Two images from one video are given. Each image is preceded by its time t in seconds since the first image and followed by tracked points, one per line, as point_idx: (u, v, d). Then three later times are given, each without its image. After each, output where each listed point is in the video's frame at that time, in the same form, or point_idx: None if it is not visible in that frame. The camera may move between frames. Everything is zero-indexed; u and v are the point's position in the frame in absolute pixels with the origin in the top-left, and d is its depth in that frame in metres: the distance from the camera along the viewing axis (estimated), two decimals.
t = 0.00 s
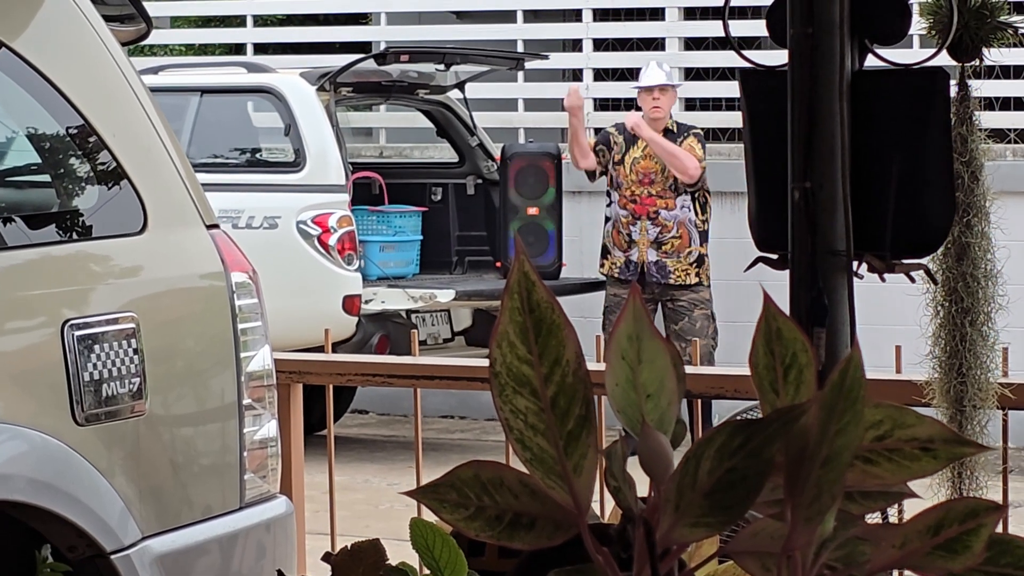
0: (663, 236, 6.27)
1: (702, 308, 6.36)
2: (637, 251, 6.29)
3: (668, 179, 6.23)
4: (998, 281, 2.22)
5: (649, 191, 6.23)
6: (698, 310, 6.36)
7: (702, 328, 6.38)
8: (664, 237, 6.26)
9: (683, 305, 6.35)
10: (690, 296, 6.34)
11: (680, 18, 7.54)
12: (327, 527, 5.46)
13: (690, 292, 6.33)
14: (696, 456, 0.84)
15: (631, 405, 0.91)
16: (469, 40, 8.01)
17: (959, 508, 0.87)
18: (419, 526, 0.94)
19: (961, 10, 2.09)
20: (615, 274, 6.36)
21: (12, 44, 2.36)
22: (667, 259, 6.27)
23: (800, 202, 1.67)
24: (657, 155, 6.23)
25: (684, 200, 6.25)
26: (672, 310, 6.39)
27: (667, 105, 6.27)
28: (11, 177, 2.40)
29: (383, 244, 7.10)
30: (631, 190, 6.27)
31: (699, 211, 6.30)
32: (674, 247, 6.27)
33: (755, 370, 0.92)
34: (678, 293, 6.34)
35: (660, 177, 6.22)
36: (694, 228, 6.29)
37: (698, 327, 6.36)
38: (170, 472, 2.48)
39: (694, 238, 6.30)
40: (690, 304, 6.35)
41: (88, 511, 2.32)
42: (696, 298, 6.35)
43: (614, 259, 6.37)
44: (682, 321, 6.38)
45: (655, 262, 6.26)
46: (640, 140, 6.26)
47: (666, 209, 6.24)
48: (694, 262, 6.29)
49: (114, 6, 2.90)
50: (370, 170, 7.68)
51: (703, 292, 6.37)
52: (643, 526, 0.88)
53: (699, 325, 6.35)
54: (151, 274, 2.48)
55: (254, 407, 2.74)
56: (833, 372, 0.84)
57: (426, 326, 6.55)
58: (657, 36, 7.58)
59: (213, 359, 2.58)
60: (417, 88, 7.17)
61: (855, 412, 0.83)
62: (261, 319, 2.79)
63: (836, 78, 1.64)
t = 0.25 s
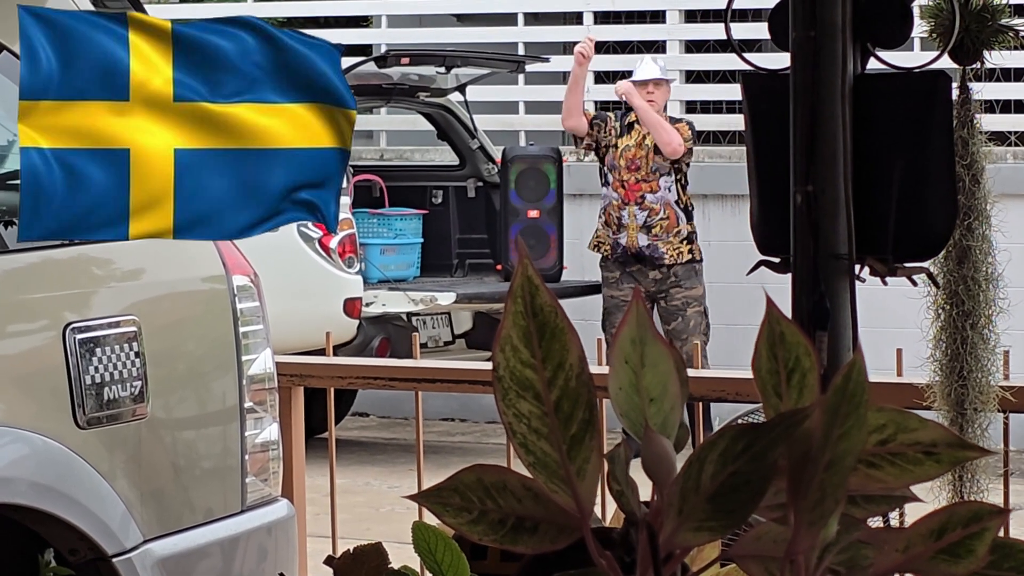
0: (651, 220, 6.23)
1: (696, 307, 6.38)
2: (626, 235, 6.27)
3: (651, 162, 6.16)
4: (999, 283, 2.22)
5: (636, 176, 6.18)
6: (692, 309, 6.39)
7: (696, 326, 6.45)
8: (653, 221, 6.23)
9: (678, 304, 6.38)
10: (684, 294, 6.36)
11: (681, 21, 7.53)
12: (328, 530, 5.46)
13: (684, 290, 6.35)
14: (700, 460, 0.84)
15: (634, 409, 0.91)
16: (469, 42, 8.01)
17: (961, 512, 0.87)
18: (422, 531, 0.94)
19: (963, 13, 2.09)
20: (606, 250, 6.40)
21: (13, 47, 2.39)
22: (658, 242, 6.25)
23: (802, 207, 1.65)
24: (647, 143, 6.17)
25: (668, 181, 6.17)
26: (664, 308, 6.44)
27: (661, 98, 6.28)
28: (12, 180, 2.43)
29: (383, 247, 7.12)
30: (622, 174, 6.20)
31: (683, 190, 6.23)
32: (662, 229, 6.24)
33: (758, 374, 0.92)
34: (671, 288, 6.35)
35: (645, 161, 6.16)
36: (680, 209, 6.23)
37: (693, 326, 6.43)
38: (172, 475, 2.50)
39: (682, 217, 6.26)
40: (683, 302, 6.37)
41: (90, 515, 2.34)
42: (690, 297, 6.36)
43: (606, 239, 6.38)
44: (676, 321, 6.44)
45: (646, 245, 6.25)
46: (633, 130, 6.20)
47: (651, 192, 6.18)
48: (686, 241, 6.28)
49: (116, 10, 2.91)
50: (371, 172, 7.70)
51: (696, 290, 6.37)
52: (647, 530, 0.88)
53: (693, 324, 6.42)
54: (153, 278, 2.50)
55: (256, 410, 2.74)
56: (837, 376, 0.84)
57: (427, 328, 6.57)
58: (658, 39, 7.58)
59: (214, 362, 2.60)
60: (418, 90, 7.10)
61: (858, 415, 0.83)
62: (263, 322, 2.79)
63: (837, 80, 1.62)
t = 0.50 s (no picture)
0: (639, 231, 6.26)
1: (684, 304, 6.34)
2: (615, 246, 6.28)
3: (641, 172, 6.21)
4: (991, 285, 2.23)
5: (624, 188, 6.23)
6: (680, 308, 6.33)
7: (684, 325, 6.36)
8: (641, 232, 6.25)
9: (666, 302, 6.32)
10: (672, 291, 6.31)
11: (674, 24, 7.57)
12: (322, 533, 5.45)
13: (672, 287, 6.30)
14: (689, 463, 0.83)
15: (624, 413, 0.91)
16: (463, 45, 8.01)
17: (950, 515, 0.87)
18: (412, 533, 0.94)
19: (955, 17, 2.10)
20: (593, 267, 6.37)
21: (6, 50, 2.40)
22: (646, 253, 6.25)
23: (793, 209, 1.65)
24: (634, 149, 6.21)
25: (657, 191, 6.21)
26: (653, 308, 6.37)
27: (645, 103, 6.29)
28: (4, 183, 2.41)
29: (377, 250, 7.13)
30: (608, 186, 6.25)
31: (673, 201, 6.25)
32: (651, 240, 6.25)
33: (748, 377, 0.92)
34: (661, 288, 6.30)
35: (634, 172, 6.21)
36: (669, 218, 6.23)
37: (680, 325, 6.35)
38: (164, 478, 2.50)
39: (670, 228, 6.26)
40: (672, 300, 6.32)
41: (83, 518, 2.34)
42: (678, 295, 6.31)
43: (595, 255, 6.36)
44: (664, 319, 6.38)
45: (635, 257, 6.25)
46: (618, 138, 6.25)
47: (640, 202, 6.22)
48: (674, 252, 6.26)
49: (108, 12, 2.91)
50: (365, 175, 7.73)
51: (685, 288, 6.32)
52: (637, 534, 0.88)
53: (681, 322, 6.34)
54: (145, 281, 2.50)
55: (248, 413, 2.74)
56: (826, 380, 0.84)
57: (420, 331, 6.57)
58: (651, 41, 7.59)
59: (206, 365, 2.60)
60: (411, 93, 7.05)
61: (847, 419, 0.83)
62: (255, 325, 2.78)
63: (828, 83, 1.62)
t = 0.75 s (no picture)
0: (632, 235, 6.24)
1: (671, 314, 6.36)
2: (609, 250, 6.28)
3: (633, 176, 6.18)
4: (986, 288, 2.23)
5: (617, 191, 6.20)
6: (668, 317, 6.36)
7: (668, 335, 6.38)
8: (633, 236, 6.23)
9: (655, 309, 6.35)
10: (662, 299, 6.34)
11: (671, 26, 7.55)
12: (317, 535, 5.45)
13: (661, 296, 6.33)
14: (683, 465, 0.84)
15: (618, 415, 0.91)
16: (460, 47, 8.00)
17: (945, 518, 0.87)
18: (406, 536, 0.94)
19: (951, 18, 2.10)
20: (586, 268, 6.41)
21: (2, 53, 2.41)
22: (639, 257, 6.25)
23: (788, 213, 1.65)
24: (627, 154, 6.18)
25: (650, 195, 6.19)
26: (642, 314, 6.39)
27: (639, 108, 6.19)
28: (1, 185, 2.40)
29: (373, 252, 7.13)
30: (602, 189, 6.24)
31: (666, 203, 6.25)
32: (644, 244, 6.25)
33: (742, 379, 0.92)
34: (652, 294, 6.32)
35: (627, 175, 6.18)
36: (661, 222, 6.24)
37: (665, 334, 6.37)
38: (159, 480, 2.50)
39: (662, 231, 6.27)
40: (661, 308, 6.34)
41: (78, 520, 2.34)
42: (668, 304, 6.35)
43: (589, 256, 6.38)
44: (650, 327, 6.36)
45: (627, 260, 6.23)
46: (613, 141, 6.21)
47: (633, 207, 6.20)
48: (666, 256, 6.28)
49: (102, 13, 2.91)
50: (361, 177, 7.71)
51: (674, 298, 6.36)
52: (631, 536, 0.88)
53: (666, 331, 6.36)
54: (141, 283, 2.50)
55: (244, 415, 2.73)
56: (821, 382, 0.84)
57: (416, 333, 6.57)
58: (648, 44, 7.58)
59: (202, 367, 2.59)
60: (407, 95, 7.04)
61: (842, 422, 0.83)
62: (251, 327, 2.78)
63: (823, 87, 1.62)
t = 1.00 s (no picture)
0: (630, 244, 6.26)
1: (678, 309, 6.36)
2: (606, 260, 6.29)
3: (634, 185, 6.21)
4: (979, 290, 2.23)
5: (616, 199, 6.23)
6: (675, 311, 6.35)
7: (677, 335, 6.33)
8: (632, 244, 6.25)
9: (661, 305, 6.34)
10: (668, 296, 6.32)
11: (665, 28, 7.55)
12: (311, 537, 5.45)
13: (667, 293, 6.32)
14: (678, 467, 0.84)
15: (612, 416, 0.91)
16: (454, 49, 8.00)
17: (938, 519, 0.87)
18: (402, 537, 0.94)
19: (945, 20, 2.10)
20: (582, 281, 6.37)
21: None
22: (637, 266, 6.26)
23: (782, 214, 1.65)
24: (625, 163, 6.21)
25: (650, 204, 6.23)
26: (649, 310, 6.38)
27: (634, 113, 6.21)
28: None
29: (367, 254, 7.12)
30: (599, 198, 6.25)
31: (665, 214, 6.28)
32: (641, 253, 6.26)
33: (736, 381, 0.92)
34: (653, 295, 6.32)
35: (627, 184, 6.21)
36: (659, 232, 6.27)
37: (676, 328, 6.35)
38: (153, 482, 2.50)
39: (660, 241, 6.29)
40: (666, 305, 6.34)
41: (71, 521, 2.34)
42: (673, 299, 6.34)
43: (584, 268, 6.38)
44: (660, 322, 6.36)
45: (625, 269, 6.25)
46: (609, 149, 6.24)
47: (632, 216, 6.23)
48: (664, 266, 6.29)
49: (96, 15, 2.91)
50: (355, 179, 7.70)
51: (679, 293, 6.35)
52: (626, 537, 0.88)
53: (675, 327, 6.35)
54: (135, 285, 2.50)
55: (237, 417, 2.73)
56: (815, 384, 0.84)
57: (411, 335, 6.57)
58: (643, 46, 7.57)
59: (197, 368, 2.59)
60: (402, 97, 7.03)
61: (836, 423, 0.83)
62: (245, 329, 2.78)
63: (818, 88, 1.62)
